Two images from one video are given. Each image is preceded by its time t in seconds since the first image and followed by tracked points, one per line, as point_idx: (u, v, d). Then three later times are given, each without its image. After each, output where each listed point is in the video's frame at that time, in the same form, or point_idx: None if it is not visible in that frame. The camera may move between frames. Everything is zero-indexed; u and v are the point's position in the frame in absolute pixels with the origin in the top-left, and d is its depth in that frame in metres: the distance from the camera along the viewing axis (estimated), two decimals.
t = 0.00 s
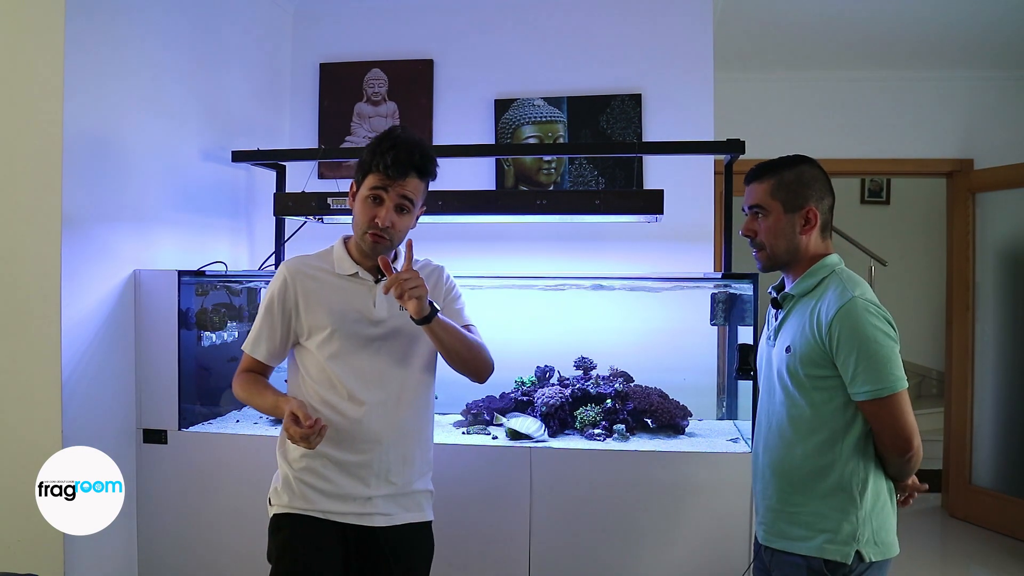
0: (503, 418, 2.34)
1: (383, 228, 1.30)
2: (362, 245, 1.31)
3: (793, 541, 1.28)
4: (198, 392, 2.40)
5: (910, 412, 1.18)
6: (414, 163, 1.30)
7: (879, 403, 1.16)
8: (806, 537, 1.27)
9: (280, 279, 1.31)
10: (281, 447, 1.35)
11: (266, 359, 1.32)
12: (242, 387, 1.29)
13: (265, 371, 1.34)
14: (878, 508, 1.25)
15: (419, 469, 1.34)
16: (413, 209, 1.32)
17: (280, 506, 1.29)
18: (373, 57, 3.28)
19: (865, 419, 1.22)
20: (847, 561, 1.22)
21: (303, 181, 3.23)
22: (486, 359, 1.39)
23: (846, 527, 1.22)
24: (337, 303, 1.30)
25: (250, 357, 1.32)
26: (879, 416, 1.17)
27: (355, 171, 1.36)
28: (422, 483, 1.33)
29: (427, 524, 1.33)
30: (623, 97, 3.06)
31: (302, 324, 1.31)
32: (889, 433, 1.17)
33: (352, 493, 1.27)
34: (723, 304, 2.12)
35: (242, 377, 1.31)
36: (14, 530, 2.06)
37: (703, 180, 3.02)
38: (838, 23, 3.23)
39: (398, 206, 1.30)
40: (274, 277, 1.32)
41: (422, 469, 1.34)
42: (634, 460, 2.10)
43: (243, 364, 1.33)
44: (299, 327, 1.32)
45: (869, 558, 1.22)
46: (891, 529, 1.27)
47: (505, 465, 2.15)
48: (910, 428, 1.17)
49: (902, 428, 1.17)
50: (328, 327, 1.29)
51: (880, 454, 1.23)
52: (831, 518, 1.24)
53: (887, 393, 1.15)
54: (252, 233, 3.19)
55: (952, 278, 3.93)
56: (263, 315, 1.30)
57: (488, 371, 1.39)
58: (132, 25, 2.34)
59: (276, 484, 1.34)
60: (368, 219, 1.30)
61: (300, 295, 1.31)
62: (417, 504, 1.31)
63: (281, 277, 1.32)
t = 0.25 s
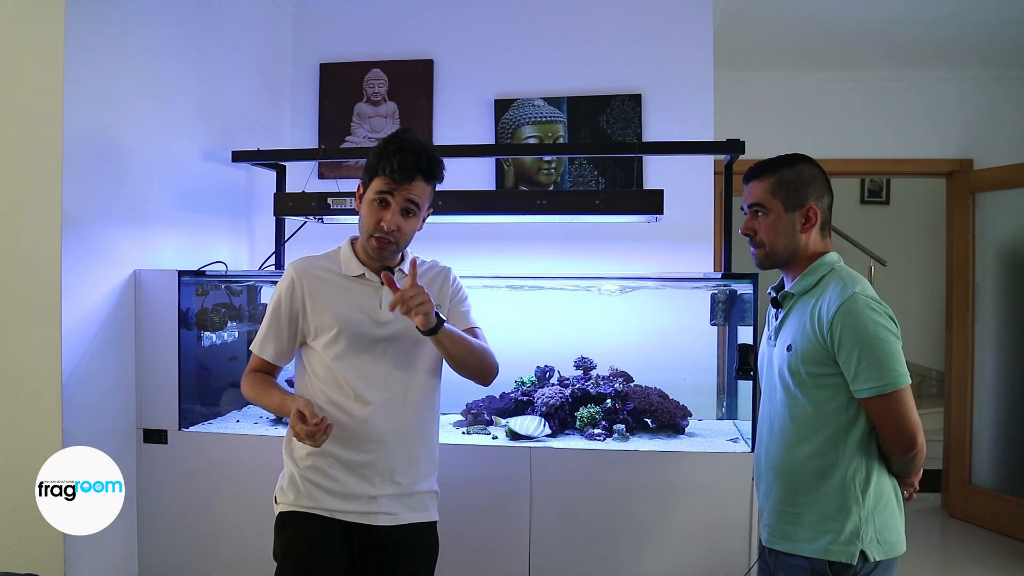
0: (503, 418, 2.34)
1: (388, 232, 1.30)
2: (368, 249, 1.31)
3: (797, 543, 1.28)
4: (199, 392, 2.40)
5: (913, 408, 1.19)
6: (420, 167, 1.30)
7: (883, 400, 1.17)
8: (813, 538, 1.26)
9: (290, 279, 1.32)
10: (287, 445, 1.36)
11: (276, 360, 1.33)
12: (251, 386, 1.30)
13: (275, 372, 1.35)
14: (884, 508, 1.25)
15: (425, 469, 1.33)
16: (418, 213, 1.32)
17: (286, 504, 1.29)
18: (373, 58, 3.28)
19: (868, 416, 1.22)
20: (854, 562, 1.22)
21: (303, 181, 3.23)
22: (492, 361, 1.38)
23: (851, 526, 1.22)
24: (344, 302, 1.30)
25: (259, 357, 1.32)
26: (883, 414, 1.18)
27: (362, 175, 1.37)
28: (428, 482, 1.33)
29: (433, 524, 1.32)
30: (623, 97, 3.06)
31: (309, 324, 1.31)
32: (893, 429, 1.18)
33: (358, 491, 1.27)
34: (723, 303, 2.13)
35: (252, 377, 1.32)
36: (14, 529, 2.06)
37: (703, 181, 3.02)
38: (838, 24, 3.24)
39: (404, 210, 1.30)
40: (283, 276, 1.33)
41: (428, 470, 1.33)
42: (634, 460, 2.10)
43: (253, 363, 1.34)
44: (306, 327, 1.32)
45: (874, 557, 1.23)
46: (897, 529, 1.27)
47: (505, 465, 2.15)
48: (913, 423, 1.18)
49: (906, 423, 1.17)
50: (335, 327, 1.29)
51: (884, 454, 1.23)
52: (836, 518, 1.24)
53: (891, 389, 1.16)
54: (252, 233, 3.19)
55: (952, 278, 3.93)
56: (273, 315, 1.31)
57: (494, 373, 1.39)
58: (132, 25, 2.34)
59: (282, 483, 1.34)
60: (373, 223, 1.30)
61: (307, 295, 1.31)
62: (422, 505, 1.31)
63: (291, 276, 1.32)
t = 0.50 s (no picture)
0: (503, 418, 2.34)
1: (396, 232, 1.30)
2: (374, 249, 1.31)
3: (800, 552, 1.28)
4: (199, 392, 2.40)
5: (919, 413, 1.18)
6: (427, 169, 1.31)
7: (886, 404, 1.16)
8: (814, 547, 1.27)
9: (291, 278, 1.31)
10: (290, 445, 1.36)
11: (278, 359, 1.30)
12: (251, 386, 1.26)
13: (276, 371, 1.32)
14: (890, 513, 1.24)
15: (427, 469, 1.33)
16: (425, 214, 1.33)
17: (286, 505, 1.29)
18: (373, 58, 3.28)
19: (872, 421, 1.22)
20: (855, 572, 1.21)
21: (303, 181, 3.23)
22: (493, 362, 1.38)
23: (853, 536, 1.22)
24: (345, 302, 1.30)
25: (260, 356, 1.30)
26: (888, 419, 1.17)
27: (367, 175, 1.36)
28: (429, 483, 1.33)
29: (434, 523, 1.33)
30: (623, 97, 3.06)
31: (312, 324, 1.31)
32: (897, 437, 1.17)
33: (360, 492, 1.27)
34: (723, 304, 2.13)
35: (252, 376, 1.28)
36: (14, 530, 2.06)
37: (703, 180, 3.02)
38: (838, 24, 3.24)
39: (411, 210, 1.31)
40: (284, 276, 1.32)
41: (429, 469, 1.34)
42: (634, 460, 2.10)
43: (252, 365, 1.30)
44: (308, 328, 1.32)
45: (878, 569, 1.22)
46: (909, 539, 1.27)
47: (505, 465, 2.16)
48: (919, 429, 1.17)
49: (911, 431, 1.16)
50: (338, 326, 1.29)
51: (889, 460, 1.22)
52: (839, 527, 1.24)
53: (894, 394, 1.15)
54: (252, 233, 3.19)
55: (952, 278, 3.93)
56: (272, 313, 1.29)
57: (497, 372, 1.39)
58: (132, 24, 2.34)
59: (284, 482, 1.34)
60: (381, 223, 1.29)
61: (308, 295, 1.31)
62: (423, 505, 1.31)
63: (291, 276, 1.32)
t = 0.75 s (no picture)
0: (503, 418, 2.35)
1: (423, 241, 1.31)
2: (399, 255, 1.32)
3: (803, 562, 1.29)
4: (199, 392, 2.40)
5: (926, 424, 1.16)
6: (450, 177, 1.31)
7: (891, 415, 1.15)
8: (816, 559, 1.27)
9: (285, 277, 1.30)
10: (288, 448, 1.35)
11: (274, 355, 1.28)
12: (253, 381, 1.24)
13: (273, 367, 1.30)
14: (898, 528, 1.23)
15: (423, 469, 1.34)
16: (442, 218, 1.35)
17: (285, 505, 1.29)
18: (373, 57, 3.28)
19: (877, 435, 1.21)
20: None
21: (303, 181, 3.23)
22: (489, 365, 1.39)
23: (857, 549, 1.22)
24: (346, 304, 1.31)
25: (255, 352, 1.28)
26: (894, 429, 1.15)
27: (380, 176, 1.29)
28: (426, 482, 1.34)
29: (433, 521, 1.34)
30: (623, 97, 3.06)
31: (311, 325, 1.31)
32: (904, 450, 1.15)
33: (360, 492, 1.26)
34: (723, 304, 2.13)
35: (251, 371, 1.26)
36: (14, 530, 2.06)
37: (703, 180, 3.02)
38: (838, 23, 3.24)
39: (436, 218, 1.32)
40: (282, 276, 1.31)
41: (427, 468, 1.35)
42: (634, 461, 2.10)
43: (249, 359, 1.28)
44: (308, 328, 1.32)
45: None
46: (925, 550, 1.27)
47: (505, 465, 2.16)
48: (927, 441, 1.16)
49: (918, 442, 1.15)
50: (337, 327, 1.29)
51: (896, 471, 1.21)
52: (842, 538, 1.24)
53: (899, 405, 1.14)
54: (252, 233, 3.19)
55: (952, 278, 3.94)
56: (268, 311, 1.28)
57: (492, 375, 1.39)
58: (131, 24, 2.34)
59: (282, 485, 1.33)
60: (411, 234, 1.28)
61: (307, 297, 1.30)
62: (422, 503, 1.32)
63: (287, 275, 1.30)
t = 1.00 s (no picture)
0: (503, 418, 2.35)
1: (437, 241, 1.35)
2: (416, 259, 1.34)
3: (798, 563, 1.29)
4: (199, 392, 2.39)
5: (924, 432, 1.16)
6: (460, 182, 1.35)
7: (887, 422, 1.14)
8: (810, 561, 1.27)
9: (280, 274, 1.27)
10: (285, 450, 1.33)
11: (270, 356, 1.24)
12: (257, 383, 1.20)
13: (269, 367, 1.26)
14: (896, 534, 1.22)
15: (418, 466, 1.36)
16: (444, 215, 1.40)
17: (287, 511, 1.27)
18: (373, 58, 3.28)
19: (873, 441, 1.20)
20: None
21: (303, 181, 3.23)
22: (480, 363, 1.42)
23: (851, 554, 1.22)
24: (346, 305, 1.30)
25: (251, 352, 1.23)
26: (892, 436, 1.15)
27: (400, 183, 1.26)
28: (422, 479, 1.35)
29: (428, 517, 1.35)
30: (623, 97, 3.06)
31: (309, 324, 1.29)
32: (902, 458, 1.14)
33: (364, 495, 1.26)
34: (723, 304, 2.13)
35: (250, 373, 1.22)
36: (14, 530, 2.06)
37: (704, 180, 3.01)
38: (837, 24, 3.24)
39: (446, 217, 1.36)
40: (273, 273, 1.27)
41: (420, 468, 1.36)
42: (634, 461, 2.10)
43: (247, 362, 1.23)
44: (303, 329, 1.30)
45: None
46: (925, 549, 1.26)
47: (504, 465, 2.16)
48: (925, 449, 1.15)
49: (917, 451, 1.14)
50: (337, 327, 1.29)
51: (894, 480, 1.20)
52: (837, 541, 1.23)
53: (896, 412, 1.13)
54: (252, 233, 3.19)
55: (951, 279, 3.94)
56: (264, 311, 1.24)
57: (484, 373, 1.42)
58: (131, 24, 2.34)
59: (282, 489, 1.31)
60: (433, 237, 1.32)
61: (304, 296, 1.28)
62: (420, 500, 1.34)
63: (282, 271, 1.27)
